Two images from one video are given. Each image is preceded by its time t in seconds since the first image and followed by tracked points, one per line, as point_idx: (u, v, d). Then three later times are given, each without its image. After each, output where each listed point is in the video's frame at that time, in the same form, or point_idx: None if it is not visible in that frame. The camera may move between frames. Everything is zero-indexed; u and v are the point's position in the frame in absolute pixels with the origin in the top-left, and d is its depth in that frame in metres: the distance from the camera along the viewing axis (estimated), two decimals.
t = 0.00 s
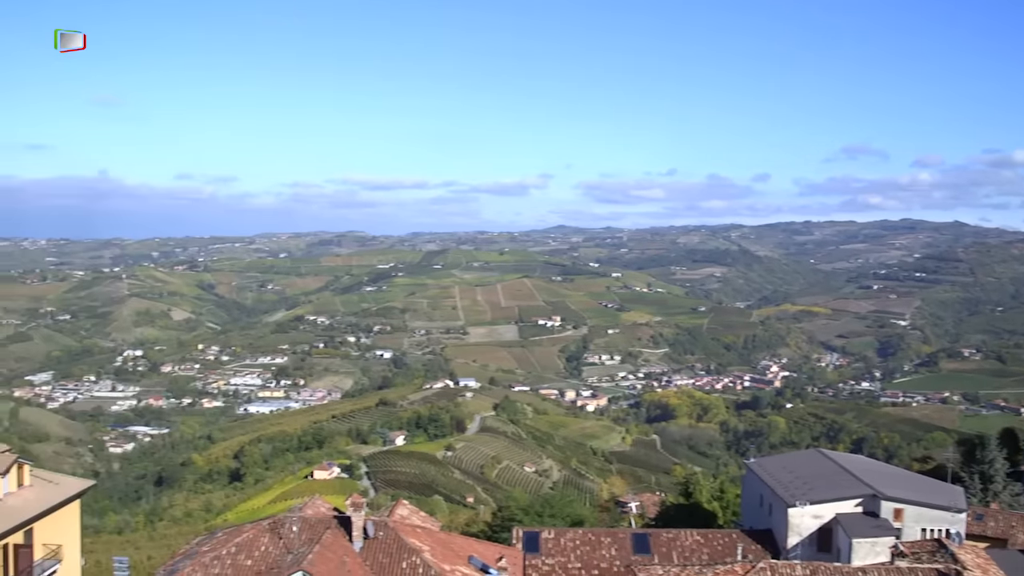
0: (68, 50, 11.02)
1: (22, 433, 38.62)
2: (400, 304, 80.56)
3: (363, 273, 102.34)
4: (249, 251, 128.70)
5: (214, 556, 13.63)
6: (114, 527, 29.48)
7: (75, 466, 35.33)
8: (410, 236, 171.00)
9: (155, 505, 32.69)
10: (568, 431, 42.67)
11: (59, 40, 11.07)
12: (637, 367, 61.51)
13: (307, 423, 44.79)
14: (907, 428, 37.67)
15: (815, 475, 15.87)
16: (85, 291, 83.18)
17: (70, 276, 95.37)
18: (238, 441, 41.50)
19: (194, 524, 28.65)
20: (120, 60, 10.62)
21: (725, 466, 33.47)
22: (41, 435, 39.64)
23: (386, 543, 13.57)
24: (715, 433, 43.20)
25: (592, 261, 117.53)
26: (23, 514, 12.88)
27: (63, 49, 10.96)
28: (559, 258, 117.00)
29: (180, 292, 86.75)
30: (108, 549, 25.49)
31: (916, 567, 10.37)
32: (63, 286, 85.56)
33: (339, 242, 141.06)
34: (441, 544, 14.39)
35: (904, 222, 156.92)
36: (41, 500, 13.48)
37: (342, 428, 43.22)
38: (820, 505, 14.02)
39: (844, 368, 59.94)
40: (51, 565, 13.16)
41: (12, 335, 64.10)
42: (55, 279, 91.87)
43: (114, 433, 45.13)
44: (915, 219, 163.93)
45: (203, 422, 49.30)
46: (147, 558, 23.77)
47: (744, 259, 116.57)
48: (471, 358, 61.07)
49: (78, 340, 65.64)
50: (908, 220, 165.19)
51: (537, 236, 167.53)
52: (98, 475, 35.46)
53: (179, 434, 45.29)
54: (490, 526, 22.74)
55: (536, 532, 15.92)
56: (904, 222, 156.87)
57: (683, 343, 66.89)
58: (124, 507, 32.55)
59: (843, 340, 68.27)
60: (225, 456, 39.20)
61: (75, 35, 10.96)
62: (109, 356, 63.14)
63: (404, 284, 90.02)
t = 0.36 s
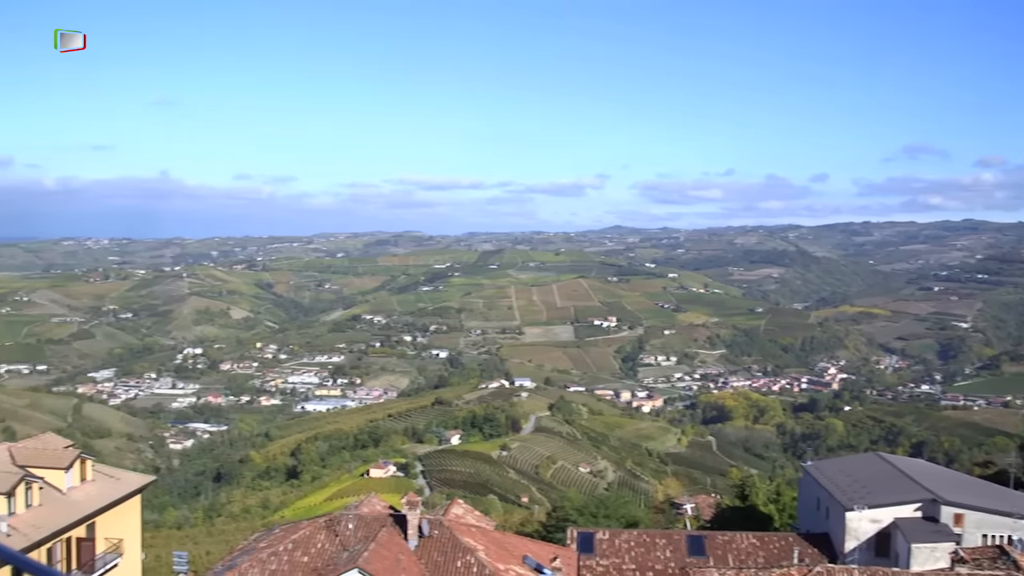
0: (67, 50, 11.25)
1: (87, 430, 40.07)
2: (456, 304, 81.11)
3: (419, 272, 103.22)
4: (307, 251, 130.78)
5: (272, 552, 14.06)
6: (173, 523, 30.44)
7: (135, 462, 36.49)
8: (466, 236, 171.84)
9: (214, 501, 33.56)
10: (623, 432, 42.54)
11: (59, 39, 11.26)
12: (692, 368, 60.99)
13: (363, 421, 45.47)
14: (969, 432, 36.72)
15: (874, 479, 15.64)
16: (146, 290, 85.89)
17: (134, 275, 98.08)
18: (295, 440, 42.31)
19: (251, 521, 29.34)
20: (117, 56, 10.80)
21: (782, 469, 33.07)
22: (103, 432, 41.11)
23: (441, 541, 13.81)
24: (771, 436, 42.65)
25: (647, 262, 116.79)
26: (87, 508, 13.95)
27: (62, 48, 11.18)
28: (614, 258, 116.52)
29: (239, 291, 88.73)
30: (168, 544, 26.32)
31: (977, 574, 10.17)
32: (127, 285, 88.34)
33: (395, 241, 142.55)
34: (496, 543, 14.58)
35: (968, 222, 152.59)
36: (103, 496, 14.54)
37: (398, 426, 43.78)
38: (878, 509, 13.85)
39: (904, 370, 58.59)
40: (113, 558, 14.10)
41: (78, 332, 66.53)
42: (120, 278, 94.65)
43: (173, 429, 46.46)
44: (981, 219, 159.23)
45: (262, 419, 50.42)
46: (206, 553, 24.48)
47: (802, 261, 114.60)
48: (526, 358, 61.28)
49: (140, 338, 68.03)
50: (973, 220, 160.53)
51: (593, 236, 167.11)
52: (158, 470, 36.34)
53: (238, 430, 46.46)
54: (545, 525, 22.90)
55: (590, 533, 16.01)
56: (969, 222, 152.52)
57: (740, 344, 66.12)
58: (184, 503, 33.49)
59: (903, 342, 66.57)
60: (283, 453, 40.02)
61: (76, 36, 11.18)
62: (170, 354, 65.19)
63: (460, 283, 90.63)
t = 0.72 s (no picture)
0: (68, 52, 9.83)
1: (150, 426, 41.41)
2: (513, 305, 81.45)
3: (476, 272, 103.85)
4: (367, 251, 132.52)
5: (330, 549, 14.42)
6: (233, 518, 31.31)
7: (197, 459, 37.54)
8: (523, 237, 172.31)
9: (272, 498, 34.45)
10: (680, 434, 42.26)
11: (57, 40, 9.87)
12: (751, 370, 60.26)
13: (421, 420, 46.05)
14: None
15: (935, 484, 15.38)
16: (208, 290, 88.13)
17: (197, 273, 100.71)
18: (353, 438, 43.03)
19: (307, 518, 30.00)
20: (113, 59, 9.36)
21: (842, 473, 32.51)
22: (165, 428, 42.41)
23: (498, 540, 14.00)
24: (831, 439, 41.95)
25: (705, 262, 115.67)
26: (150, 503, 14.55)
27: (64, 50, 9.79)
28: (671, 258, 115.67)
29: (299, 290, 90.52)
30: (227, 540, 27.01)
31: None
32: (189, 284, 91.44)
33: (453, 241, 143.70)
34: (552, 544, 14.73)
35: None
36: (165, 491, 15.13)
37: (456, 426, 44.21)
38: (939, 515, 13.64)
39: (967, 373, 56.92)
40: (173, 552, 14.66)
41: (141, 331, 68.84)
42: (184, 277, 97.35)
43: (234, 426, 47.68)
44: None
45: (320, 418, 51.44)
46: (264, 549, 24.99)
47: (863, 262, 112.24)
48: (582, 358, 61.33)
49: (201, 336, 69.95)
50: None
51: (650, 236, 166.11)
52: (219, 467, 37.43)
53: (297, 428, 47.43)
54: (601, 526, 22.97)
55: (647, 534, 16.05)
56: None
57: (799, 346, 65.11)
58: (243, 500, 34.40)
59: (967, 344, 64.34)
60: (340, 451, 40.74)
61: (75, 35, 9.79)
62: (231, 352, 66.91)
63: (517, 284, 90.94)
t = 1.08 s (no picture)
0: (69, 51, 9.07)
1: (211, 423, 42.60)
2: (571, 305, 81.48)
3: (534, 273, 103.99)
4: (426, 251, 133.71)
5: (388, 547, 14.76)
6: (292, 515, 32.15)
7: (258, 456, 38.52)
8: (581, 237, 171.93)
9: (331, 495, 35.18)
10: (738, 436, 41.84)
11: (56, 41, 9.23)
12: (810, 373, 59.29)
13: (479, 420, 46.51)
14: None
15: (1000, 491, 15.13)
16: (270, 289, 89.99)
17: (259, 273, 102.83)
18: (411, 436, 43.60)
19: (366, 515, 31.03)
20: (115, 56, 8.50)
21: (903, 478, 31.84)
22: (226, 425, 43.55)
23: (554, 541, 14.19)
24: (892, 443, 41.07)
25: (765, 263, 113.97)
26: (211, 499, 15.06)
27: (63, 49, 9.04)
28: (730, 259, 114.31)
29: (358, 289, 91.96)
30: (287, 536, 27.70)
31: None
32: (250, 283, 93.08)
33: (511, 241, 144.19)
34: (609, 545, 14.87)
35: None
36: (226, 487, 15.66)
37: (513, 426, 44.51)
38: (1005, 521, 13.46)
39: None
40: (233, 547, 15.06)
41: (203, 329, 70.72)
42: (246, 276, 99.51)
43: (293, 424, 48.68)
44: None
45: (379, 417, 52.19)
46: (322, 547, 25.54)
47: (928, 263, 109.30)
48: (640, 359, 61.21)
49: (262, 335, 71.52)
50: None
51: (708, 237, 164.31)
52: (279, 465, 38.34)
53: (355, 427, 48.20)
54: (658, 528, 22.98)
55: (704, 537, 16.09)
56: None
57: (860, 349, 63.78)
58: (302, 496, 35.38)
59: None
60: (400, 450, 41.35)
61: (75, 35, 8.98)
62: (291, 350, 68.28)
63: (575, 284, 90.89)
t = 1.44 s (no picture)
0: (70, 50, 9.39)
1: (272, 421, 43.68)
2: (630, 305, 81.21)
3: (594, 273, 103.68)
4: (485, 251, 134.39)
5: (446, 545, 15.09)
6: (351, 513, 32.87)
7: (318, 454, 39.35)
8: (641, 237, 170.81)
9: (390, 493, 35.84)
10: (798, 439, 41.26)
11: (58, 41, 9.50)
12: (873, 376, 58.00)
13: (538, 420, 46.77)
14: None
15: None
16: (331, 289, 91.60)
17: (321, 273, 104.62)
18: (470, 436, 44.01)
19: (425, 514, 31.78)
20: (110, 48, 8.74)
21: (968, 484, 31.06)
22: (287, 423, 44.60)
23: (612, 542, 14.35)
24: (956, 448, 40.01)
25: (827, 265, 111.75)
26: (271, 495, 15.63)
27: (63, 49, 9.36)
28: (792, 260, 112.38)
29: (417, 289, 93.12)
30: (346, 534, 28.31)
31: None
32: (311, 283, 94.69)
33: (570, 242, 144.11)
34: (667, 547, 15.00)
35: None
36: (287, 484, 16.21)
37: (571, 426, 44.68)
38: None
39: None
40: (292, 543, 15.47)
41: (266, 328, 72.36)
42: (309, 276, 101.36)
43: (353, 422, 49.54)
44: None
45: (438, 416, 52.77)
46: (381, 544, 25.99)
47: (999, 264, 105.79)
48: (699, 361, 60.77)
49: (323, 334, 72.86)
50: None
51: (770, 238, 161.73)
52: (339, 462, 39.11)
53: (415, 426, 48.83)
54: (717, 531, 22.91)
55: (763, 541, 16.06)
56: None
57: (924, 352, 62.11)
58: (361, 494, 36.14)
59: None
60: (459, 449, 41.84)
61: (75, 34, 9.30)
62: (351, 350, 69.44)
63: (634, 285, 90.46)
